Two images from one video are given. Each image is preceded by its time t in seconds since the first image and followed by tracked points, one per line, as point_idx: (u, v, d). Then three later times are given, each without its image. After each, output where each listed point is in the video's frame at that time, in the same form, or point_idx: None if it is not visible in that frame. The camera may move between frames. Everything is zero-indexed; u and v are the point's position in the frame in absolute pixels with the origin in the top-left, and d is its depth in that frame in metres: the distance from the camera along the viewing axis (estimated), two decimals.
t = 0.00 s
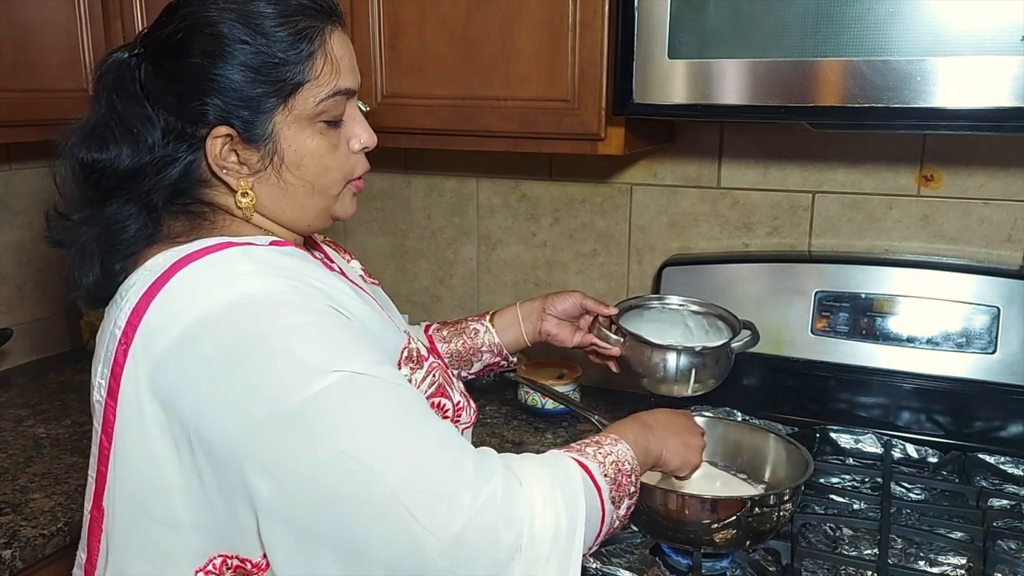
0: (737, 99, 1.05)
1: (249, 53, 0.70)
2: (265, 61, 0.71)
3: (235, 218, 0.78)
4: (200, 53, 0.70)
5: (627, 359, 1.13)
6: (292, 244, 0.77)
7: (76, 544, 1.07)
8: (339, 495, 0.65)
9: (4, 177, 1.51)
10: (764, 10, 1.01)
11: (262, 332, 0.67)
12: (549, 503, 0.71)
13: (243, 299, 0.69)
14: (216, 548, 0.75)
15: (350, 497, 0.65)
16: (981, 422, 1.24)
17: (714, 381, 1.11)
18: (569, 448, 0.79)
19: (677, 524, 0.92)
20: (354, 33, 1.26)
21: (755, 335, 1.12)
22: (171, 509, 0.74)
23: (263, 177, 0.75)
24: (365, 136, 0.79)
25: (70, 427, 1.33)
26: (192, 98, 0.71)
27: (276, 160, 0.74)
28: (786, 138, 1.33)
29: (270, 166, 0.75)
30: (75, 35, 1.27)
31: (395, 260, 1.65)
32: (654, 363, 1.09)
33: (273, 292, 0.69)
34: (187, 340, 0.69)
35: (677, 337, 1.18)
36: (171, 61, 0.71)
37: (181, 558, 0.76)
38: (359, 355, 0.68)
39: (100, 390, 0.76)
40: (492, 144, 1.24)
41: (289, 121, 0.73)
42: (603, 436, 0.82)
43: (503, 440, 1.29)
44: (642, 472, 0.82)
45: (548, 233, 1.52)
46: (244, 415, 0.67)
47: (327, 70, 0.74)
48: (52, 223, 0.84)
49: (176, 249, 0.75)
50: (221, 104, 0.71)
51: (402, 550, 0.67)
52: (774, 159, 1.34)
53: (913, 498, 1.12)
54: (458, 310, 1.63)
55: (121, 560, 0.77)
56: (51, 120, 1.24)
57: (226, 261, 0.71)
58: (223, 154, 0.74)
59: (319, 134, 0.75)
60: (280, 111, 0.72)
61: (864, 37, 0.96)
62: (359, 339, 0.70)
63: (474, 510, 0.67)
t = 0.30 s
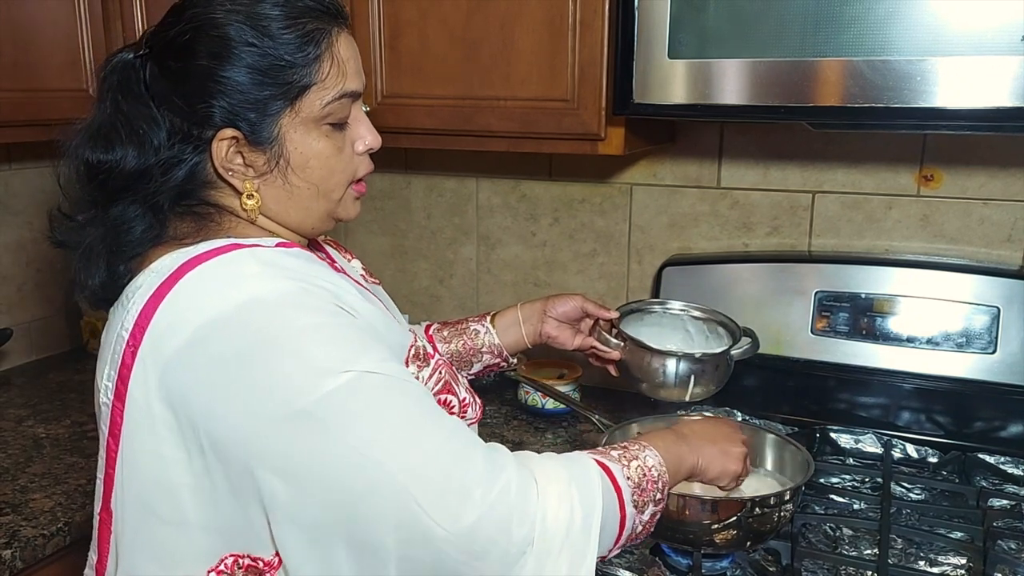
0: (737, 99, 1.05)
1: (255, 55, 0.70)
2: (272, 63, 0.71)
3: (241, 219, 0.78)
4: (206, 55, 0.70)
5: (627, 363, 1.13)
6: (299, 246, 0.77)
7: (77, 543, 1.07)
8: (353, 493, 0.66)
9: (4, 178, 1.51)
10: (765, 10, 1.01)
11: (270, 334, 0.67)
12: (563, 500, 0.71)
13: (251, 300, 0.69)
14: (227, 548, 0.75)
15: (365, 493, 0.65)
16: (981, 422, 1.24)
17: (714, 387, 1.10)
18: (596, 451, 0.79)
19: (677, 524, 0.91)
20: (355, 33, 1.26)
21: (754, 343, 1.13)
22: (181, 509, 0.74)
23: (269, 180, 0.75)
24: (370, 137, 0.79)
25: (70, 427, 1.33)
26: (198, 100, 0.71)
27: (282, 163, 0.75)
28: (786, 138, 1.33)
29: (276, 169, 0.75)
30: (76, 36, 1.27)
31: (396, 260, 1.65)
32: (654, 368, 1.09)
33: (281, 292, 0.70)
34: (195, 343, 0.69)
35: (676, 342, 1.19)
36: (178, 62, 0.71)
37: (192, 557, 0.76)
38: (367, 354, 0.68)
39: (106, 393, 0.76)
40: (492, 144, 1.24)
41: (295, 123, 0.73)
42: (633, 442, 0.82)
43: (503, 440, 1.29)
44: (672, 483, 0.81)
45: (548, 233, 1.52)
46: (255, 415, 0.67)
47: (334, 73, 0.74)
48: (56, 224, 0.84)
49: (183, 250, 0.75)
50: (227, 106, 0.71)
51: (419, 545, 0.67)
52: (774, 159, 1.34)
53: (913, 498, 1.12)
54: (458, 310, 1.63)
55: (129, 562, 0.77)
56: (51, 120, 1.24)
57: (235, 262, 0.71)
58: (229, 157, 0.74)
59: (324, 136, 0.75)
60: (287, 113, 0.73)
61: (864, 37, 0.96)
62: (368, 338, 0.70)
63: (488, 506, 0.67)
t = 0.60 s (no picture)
0: (736, 99, 1.05)
1: (261, 55, 0.70)
2: (278, 62, 0.71)
3: (244, 218, 0.78)
4: (211, 54, 0.70)
5: (627, 361, 1.13)
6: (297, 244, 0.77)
7: (76, 543, 1.07)
8: (330, 501, 0.65)
9: (4, 177, 1.51)
10: (764, 10, 1.01)
11: (265, 331, 0.67)
12: (538, 515, 0.70)
13: (246, 297, 0.69)
14: (225, 542, 0.75)
15: (341, 502, 0.65)
16: (981, 422, 1.24)
17: (713, 384, 1.11)
18: (568, 446, 0.77)
19: (676, 524, 0.92)
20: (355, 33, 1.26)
21: (750, 338, 1.14)
22: (179, 505, 0.74)
23: (274, 178, 0.76)
24: (374, 136, 0.79)
25: (70, 426, 1.33)
26: (202, 99, 0.71)
27: (287, 161, 0.75)
28: (786, 138, 1.33)
29: (281, 168, 0.75)
30: (75, 35, 1.27)
31: (396, 260, 1.66)
32: (654, 365, 1.09)
33: (277, 291, 0.70)
34: (190, 338, 0.69)
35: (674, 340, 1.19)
36: (183, 61, 0.71)
37: (189, 554, 0.76)
38: (358, 356, 0.68)
39: (107, 389, 0.76)
40: (492, 144, 1.24)
41: (300, 122, 0.73)
42: (608, 430, 0.81)
43: (503, 440, 1.29)
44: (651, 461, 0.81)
45: (548, 233, 1.52)
46: (243, 413, 0.66)
47: (339, 72, 0.74)
48: (59, 222, 0.84)
49: (184, 246, 0.75)
50: (232, 104, 0.71)
51: (392, 557, 0.66)
52: (774, 159, 1.34)
53: (913, 498, 1.12)
54: (458, 310, 1.63)
55: (130, 560, 0.77)
56: (51, 120, 1.24)
57: (232, 260, 0.71)
58: (235, 155, 0.74)
59: (329, 135, 0.75)
60: (292, 112, 0.73)
61: (863, 37, 0.96)
62: (361, 341, 0.70)
63: (466, 519, 0.66)
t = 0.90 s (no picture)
0: (737, 99, 1.06)
1: (267, 54, 0.70)
2: (285, 62, 0.71)
3: (253, 217, 0.78)
4: (218, 53, 0.70)
5: (626, 363, 1.13)
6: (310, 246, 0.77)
7: (77, 543, 1.07)
8: (359, 497, 0.65)
9: (4, 178, 1.51)
10: (765, 10, 1.01)
11: (282, 332, 0.67)
12: (563, 507, 0.71)
13: (262, 298, 0.69)
14: (236, 546, 0.75)
15: (368, 498, 0.65)
16: (981, 422, 1.24)
17: (712, 387, 1.11)
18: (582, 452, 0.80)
19: (677, 524, 0.92)
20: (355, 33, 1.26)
21: (751, 343, 1.13)
22: (192, 506, 0.74)
23: (282, 178, 0.75)
24: (379, 136, 0.80)
25: (69, 427, 1.33)
26: (210, 99, 0.71)
27: (294, 160, 0.75)
28: (786, 138, 1.33)
29: (288, 167, 0.75)
30: (75, 35, 1.27)
31: (396, 261, 1.65)
32: (653, 367, 1.09)
33: (294, 291, 0.69)
34: (208, 340, 0.69)
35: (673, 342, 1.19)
36: (190, 61, 0.71)
37: (202, 555, 0.76)
38: (379, 355, 0.68)
39: (117, 389, 0.76)
40: (492, 144, 1.24)
41: (307, 121, 0.73)
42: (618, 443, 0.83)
43: (503, 440, 1.29)
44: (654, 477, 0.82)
45: (548, 233, 1.52)
46: (264, 414, 0.67)
47: (345, 72, 0.74)
48: (65, 222, 0.84)
49: (197, 247, 0.75)
50: (239, 104, 0.71)
51: (418, 553, 0.66)
52: (774, 159, 1.34)
53: (913, 498, 1.12)
54: (458, 310, 1.63)
55: (138, 560, 0.77)
56: (52, 120, 1.24)
57: (247, 261, 0.71)
58: (242, 155, 0.74)
59: (336, 134, 0.75)
60: (299, 111, 0.73)
61: (864, 37, 0.96)
62: (377, 340, 0.70)
63: (491, 513, 0.67)
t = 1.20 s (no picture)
0: (736, 99, 1.05)
1: (267, 54, 0.70)
2: (285, 62, 0.70)
3: (253, 216, 0.78)
4: (218, 53, 0.70)
5: (622, 367, 1.13)
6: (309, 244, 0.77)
7: (76, 543, 1.07)
8: (354, 497, 0.65)
9: (4, 178, 1.51)
10: (764, 9, 1.01)
11: (281, 331, 0.67)
12: (560, 510, 0.70)
13: (263, 296, 0.69)
14: (238, 543, 0.75)
15: (362, 499, 0.65)
16: (981, 422, 1.24)
17: (709, 393, 1.11)
18: (592, 453, 0.78)
19: (677, 525, 0.92)
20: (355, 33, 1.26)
21: (751, 352, 1.15)
22: (193, 504, 0.74)
23: (282, 177, 0.75)
24: (379, 135, 0.80)
25: (69, 427, 1.33)
26: (211, 98, 0.71)
27: (295, 160, 0.75)
28: (786, 138, 1.33)
29: (289, 166, 0.75)
30: (76, 35, 1.27)
31: (395, 260, 1.65)
32: (650, 371, 1.09)
33: (294, 291, 0.69)
34: (207, 338, 0.69)
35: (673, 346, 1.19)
36: (191, 61, 0.71)
37: (204, 552, 0.76)
38: (376, 355, 0.68)
39: (120, 388, 0.76)
40: (492, 144, 1.24)
41: (308, 121, 0.73)
42: (632, 441, 0.81)
43: (502, 440, 1.29)
44: (673, 477, 0.80)
45: (548, 233, 1.52)
46: (261, 412, 0.67)
47: (345, 72, 0.74)
48: (66, 222, 0.84)
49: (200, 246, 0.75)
50: (240, 103, 0.71)
51: (413, 554, 0.66)
52: (773, 159, 1.34)
53: (913, 498, 1.12)
54: (458, 310, 1.63)
55: (142, 556, 0.77)
56: (52, 120, 1.24)
57: (248, 260, 0.71)
58: (243, 154, 0.74)
59: (336, 134, 0.75)
60: (300, 111, 0.73)
61: (863, 37, 0.96)
62: (376, 340, 0.70)
63: (485, 517, 0.67)
